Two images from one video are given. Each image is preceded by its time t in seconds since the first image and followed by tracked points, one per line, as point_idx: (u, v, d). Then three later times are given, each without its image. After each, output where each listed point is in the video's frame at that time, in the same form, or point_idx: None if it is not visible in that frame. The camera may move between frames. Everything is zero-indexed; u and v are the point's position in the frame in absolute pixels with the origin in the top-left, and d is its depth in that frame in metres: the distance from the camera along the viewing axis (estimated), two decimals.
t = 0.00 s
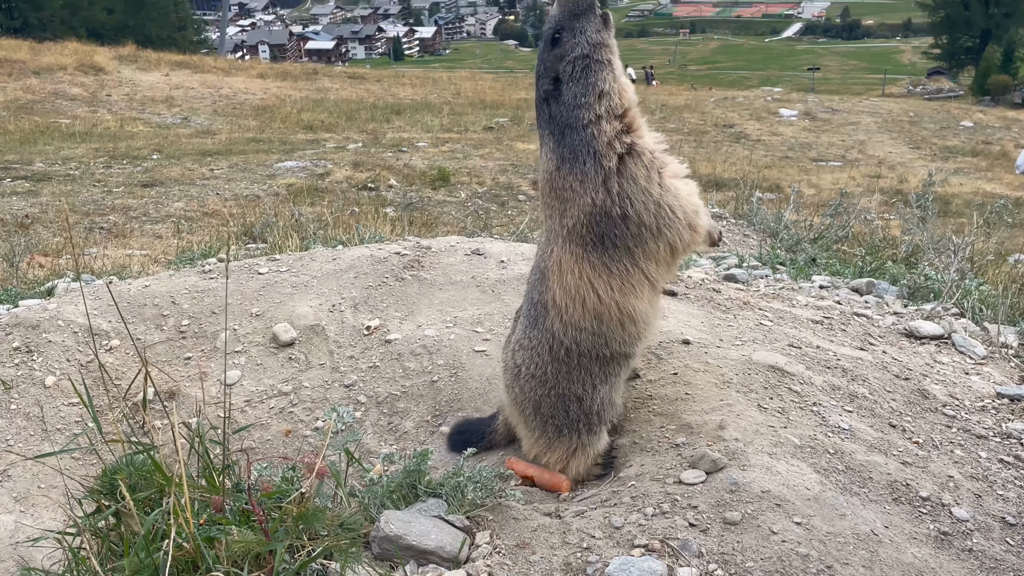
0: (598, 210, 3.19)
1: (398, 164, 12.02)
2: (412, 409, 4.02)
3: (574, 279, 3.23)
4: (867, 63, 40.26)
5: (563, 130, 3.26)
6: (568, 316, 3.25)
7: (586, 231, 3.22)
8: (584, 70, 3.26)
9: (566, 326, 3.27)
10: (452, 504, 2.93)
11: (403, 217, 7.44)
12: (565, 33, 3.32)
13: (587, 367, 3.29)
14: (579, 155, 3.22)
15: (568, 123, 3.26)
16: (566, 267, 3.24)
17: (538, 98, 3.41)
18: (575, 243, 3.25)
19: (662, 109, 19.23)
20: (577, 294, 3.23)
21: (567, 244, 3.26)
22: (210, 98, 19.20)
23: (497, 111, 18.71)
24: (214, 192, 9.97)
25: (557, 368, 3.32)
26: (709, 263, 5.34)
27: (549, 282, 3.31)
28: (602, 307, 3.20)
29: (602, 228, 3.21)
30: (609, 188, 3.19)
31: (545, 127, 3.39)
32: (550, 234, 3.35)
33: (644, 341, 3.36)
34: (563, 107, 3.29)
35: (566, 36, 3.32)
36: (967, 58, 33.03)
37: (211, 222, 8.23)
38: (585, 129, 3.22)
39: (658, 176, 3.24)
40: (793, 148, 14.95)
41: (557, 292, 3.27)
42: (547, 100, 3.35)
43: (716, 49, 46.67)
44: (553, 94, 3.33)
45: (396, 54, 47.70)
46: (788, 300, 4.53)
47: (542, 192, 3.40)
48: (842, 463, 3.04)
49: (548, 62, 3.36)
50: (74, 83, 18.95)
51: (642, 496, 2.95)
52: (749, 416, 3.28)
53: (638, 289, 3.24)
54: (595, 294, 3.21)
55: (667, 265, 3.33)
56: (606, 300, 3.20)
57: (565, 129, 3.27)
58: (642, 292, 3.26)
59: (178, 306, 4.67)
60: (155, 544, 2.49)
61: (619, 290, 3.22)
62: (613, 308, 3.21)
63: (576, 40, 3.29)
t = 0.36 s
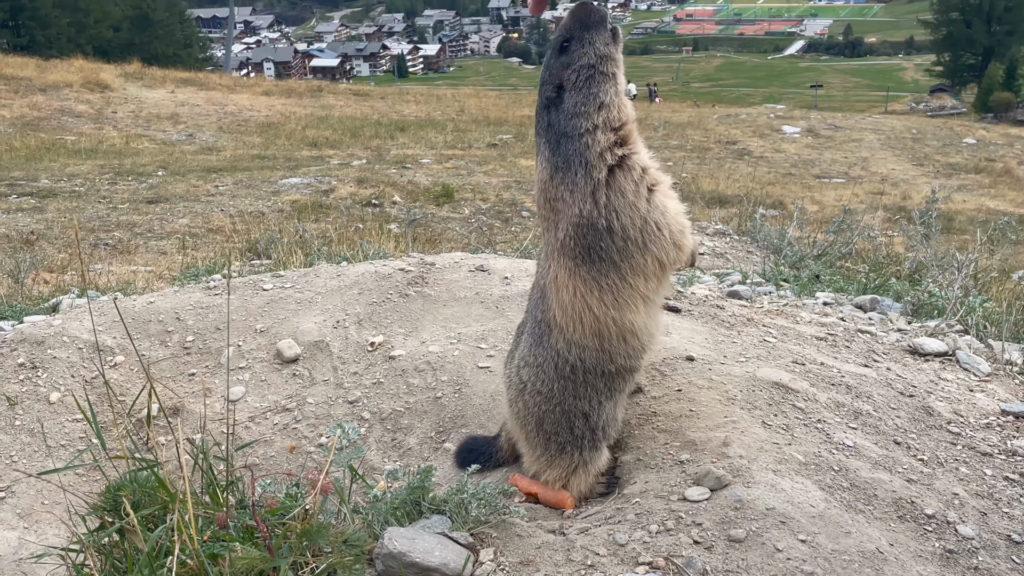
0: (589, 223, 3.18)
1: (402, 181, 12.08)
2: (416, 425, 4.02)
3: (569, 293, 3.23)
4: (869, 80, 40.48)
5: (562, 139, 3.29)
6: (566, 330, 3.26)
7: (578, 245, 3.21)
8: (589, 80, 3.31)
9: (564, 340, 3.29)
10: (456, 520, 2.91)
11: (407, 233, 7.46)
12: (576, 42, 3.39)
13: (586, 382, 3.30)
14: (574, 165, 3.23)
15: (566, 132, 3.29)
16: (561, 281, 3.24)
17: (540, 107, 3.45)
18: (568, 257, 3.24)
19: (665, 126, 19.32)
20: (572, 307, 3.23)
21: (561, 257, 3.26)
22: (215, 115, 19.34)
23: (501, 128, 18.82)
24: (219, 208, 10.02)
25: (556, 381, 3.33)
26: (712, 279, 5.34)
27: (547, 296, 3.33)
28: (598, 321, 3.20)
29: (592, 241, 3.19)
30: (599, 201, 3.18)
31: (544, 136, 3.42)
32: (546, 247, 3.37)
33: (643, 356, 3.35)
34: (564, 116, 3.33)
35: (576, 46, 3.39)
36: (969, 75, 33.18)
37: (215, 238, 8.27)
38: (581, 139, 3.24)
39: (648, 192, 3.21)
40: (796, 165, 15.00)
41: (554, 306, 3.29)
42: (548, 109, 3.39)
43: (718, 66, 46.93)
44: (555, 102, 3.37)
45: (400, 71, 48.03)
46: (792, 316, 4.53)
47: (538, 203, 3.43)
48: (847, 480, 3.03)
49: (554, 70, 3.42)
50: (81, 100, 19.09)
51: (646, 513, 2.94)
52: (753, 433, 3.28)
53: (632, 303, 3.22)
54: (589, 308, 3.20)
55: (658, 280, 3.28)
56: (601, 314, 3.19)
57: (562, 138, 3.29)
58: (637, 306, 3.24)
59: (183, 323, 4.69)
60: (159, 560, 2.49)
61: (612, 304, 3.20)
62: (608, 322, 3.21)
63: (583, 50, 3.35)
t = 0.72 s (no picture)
0: (595, 243, 3.19)
1: (408, 188, 12.10)
2: (422, 433, 4.02)
3: (573, 310, 3.23)
4: (874, 88, 40.49)
5: (573, 158, 3.30)
6: (570, 347, 3.27)
7: (582, 263, 3.22)
8: (608, 107, 3.34)
9: (568, 356, 3.29)
10: (462, 528, 2.91)
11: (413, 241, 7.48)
12: (599, 68, 3.43)
13: (590, 398, 3.32)
14: (584, 185, 3.24)
15: (578, 153, 3.29)
16: (564, 299, 3.24)
17: (553, 124, 3.46)
18: (573, 274, 3.24)
19: (670, 134, 19.36)
20: (576, 325, 3.23)
21: (565, 274, 3.27)
22: (221, 123, 19.43)
23: (506, 136, 18.87)
24: (225, 216, 10.06)
25: (557, 397, 3.34)
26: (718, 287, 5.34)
27: (552, 311, 3.33)
28: (603, 339, 3.21)
29: (597, 261, 3.19)
30: (606, 222, 3.18)
31: (554, 152, 3.43)
32: (550, 263, 3.36)
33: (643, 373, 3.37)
34: (577, 135, 3.34)
35: (598, 72, 3.42)
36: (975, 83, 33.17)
37: (221, 246, 8.29)
38: (594, 161, 3.25)
39: (656, 215, 3.22)
40: (802, 173, 15.00)
41: (557, 324, 3.29)
42: (561, 127, 3.40)
43: (722, 74, 47.00)
44: (570, 121, 3.39)
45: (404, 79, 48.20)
46: (798, 324, 4.52)
47: (544, 218, 3.42)
48: (853, 488, 3.02)
49: (573, 91, 3.43)
50: (87, 108, 19.20)
51: (652, 521, 2.94)
52: (759, 441, 3.27)
53: (637, 324, 3.23)
54: (593, 327, 3.20)
55: (662, 303, 3.28)
56: (607, 334, 3.20)
57: (574, 158, 3.30)
58: (641, 327, 3.25)
59: (189, 330, 4.70)
60: (166, 567, 2.51)
61: (617, 323, 3.21)
62: (611, 342, 3.22)
63: (604, 79, 3.39)
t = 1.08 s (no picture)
0: (626, 283, 3.32)
1: (417, 177, 12.09)
2: (433, 420, 4.03)
3: (576, 331, 3.27)
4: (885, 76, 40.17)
5: (635, 205, 3.43)
6: (557, 364, 3.28)
7: (603, 295, 3.31)
8: (676, 180, 3.56)
9: (554, 371, 3.30)
10: (473, 515, 2.94)
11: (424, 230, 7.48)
12: (672, 141, 3.61)
13: (566, 423, 3.32)
14: (640, 234, 3.38)
15: (639, 202, 3.44)
16: (571, 319, 3.28)
17: (616, 157, 3.53)
18: (588, 298, 3.31)
19: (680, 122, 19.29)
20: (571, 345, 3.26)
21: (580, 293, 3.32)
22: (231, 111, 19.44)
23: (515, 124, 18.82)
24: (235, 204, 10.09)
25: (538, 413, 3.34)
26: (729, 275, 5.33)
27: (547, 317, 3.31)
28: (595, 373, 3.27)
29: (623, 303, 3.32)
30: (648, 273, 3.35)
31: (610, 185, 3.52)
32: (563, 271, 3.38)
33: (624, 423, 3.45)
34: (642, 185, 3.48)
35: (671, 144, 3.62)
36: (988, 71, 32.86)
37: (231, 234, 8.32)
38: (656, 217, 3.42)
39: (688, 288, 3.41)
40: (812, 161, 14.92)
41: (554, 340, 3.28)
42: (626, 168, 3.50)
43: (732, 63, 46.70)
44: (635, 166, 3.51)
45: (412, 68, 48.12)
46: (809, 313, 4.51)
47: (577, 232, 3.47)
48: (864, 476, 3.02)
49: (649, 143, 3.56)
50: (97, 96, 19.25)
51: (663, 508, 2.95)
52: (770, 429, 3.28)
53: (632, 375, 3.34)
54: (589, 356, 3.26)
55: (663, 365, 3.43)
56: (596, 367, 3.26)
57: (634, 204, 3.43)
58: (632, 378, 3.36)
59: (201, 318, 4.72)
60: (179, 552, 2.53)
61: (611, 364, 3.29)
62: (606, 378, 3.28)
63: (675, 154, 3.59)
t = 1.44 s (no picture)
0: (628, 293, 3.42)
1: (428, 148, 12.05)
2: (447, 387, 4.10)
3: (571, 295, 3.47)
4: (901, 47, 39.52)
5: (676, 245, 3.47)
6: (544, 308, 3.48)
7: (605, 287, 3.45)
8: (724, 234, 3.53)
9: (541, 310, 3.48)
10: (489, 481, 2.99)
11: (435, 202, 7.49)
12: (730, 192, 3.58)
13: (527, 364, 3.49)
14: (668, 272, 3.42)
15: (680, 246, 3.46)
16: (580, 279, 3.50)
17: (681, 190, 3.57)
18: (599, 280, 3.47)
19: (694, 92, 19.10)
20: (562, 303, 3.46)
21: (591, 270, 3.51)
22: (242, 82, 19.39)
23: (526, 95, 18.68)
24: (247, 175, 10.11)
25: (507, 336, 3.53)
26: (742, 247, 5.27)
27: (560, 271, 3.56)
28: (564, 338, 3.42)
29: (618, 310, 3.42)
30: (653, 299, 3.40)
31: (660, 214, 3.58)
32: (593, 248, 3.60)
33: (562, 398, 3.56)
34: (690, 228, 3.50)
35: (731, 198, 3.59)
36: (1006, 42, 32.27)
37: (244, 205, 8.35)
38: (690, 265, 3.44)
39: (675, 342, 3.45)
40: (827, 131, 14.76)
41: (559, 287, 3.50)
42: (684, 204, 3.54)
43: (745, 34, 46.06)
44: (688, 211, 3.53)
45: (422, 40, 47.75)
46: (823, 282, 4.49)
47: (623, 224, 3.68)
48: (879, 443, 3.04)
49: (717, 193, 3.58)
50: (109, 68, 19.24)
51: (678, 475, 2.99)
52: (785, 396, 3.30)
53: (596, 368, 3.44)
54: (568, 322, 3.43)
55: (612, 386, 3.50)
56: (566, 334, 3.41)
57: (672, 244, 3.47)
58: (593, 369, 3.46)
59: (216, 287, 4.76)
60: (199, 516, 2.57)
61: (578, 342, 3.42)
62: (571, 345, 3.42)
63: (729, 205, 3.57)
